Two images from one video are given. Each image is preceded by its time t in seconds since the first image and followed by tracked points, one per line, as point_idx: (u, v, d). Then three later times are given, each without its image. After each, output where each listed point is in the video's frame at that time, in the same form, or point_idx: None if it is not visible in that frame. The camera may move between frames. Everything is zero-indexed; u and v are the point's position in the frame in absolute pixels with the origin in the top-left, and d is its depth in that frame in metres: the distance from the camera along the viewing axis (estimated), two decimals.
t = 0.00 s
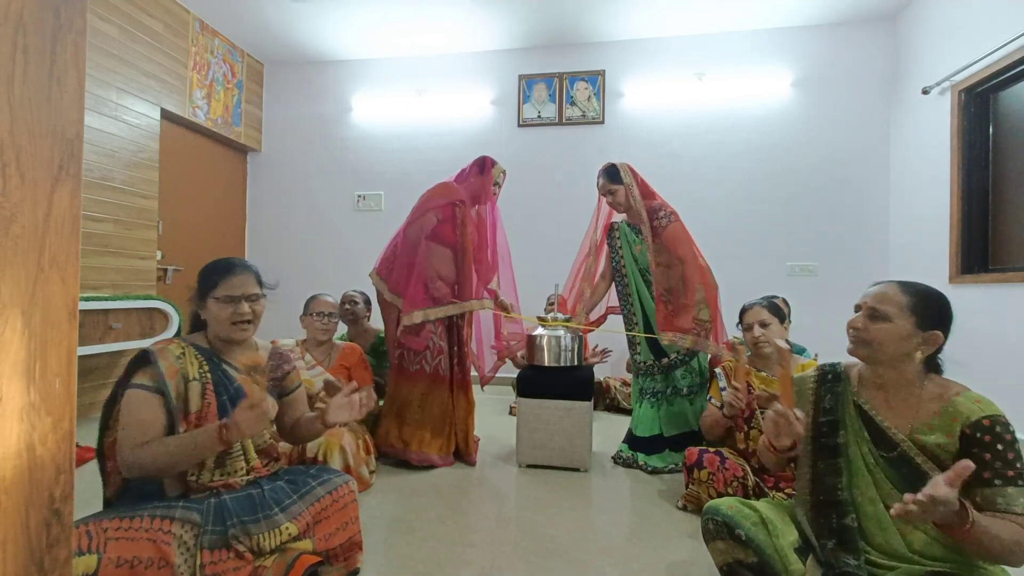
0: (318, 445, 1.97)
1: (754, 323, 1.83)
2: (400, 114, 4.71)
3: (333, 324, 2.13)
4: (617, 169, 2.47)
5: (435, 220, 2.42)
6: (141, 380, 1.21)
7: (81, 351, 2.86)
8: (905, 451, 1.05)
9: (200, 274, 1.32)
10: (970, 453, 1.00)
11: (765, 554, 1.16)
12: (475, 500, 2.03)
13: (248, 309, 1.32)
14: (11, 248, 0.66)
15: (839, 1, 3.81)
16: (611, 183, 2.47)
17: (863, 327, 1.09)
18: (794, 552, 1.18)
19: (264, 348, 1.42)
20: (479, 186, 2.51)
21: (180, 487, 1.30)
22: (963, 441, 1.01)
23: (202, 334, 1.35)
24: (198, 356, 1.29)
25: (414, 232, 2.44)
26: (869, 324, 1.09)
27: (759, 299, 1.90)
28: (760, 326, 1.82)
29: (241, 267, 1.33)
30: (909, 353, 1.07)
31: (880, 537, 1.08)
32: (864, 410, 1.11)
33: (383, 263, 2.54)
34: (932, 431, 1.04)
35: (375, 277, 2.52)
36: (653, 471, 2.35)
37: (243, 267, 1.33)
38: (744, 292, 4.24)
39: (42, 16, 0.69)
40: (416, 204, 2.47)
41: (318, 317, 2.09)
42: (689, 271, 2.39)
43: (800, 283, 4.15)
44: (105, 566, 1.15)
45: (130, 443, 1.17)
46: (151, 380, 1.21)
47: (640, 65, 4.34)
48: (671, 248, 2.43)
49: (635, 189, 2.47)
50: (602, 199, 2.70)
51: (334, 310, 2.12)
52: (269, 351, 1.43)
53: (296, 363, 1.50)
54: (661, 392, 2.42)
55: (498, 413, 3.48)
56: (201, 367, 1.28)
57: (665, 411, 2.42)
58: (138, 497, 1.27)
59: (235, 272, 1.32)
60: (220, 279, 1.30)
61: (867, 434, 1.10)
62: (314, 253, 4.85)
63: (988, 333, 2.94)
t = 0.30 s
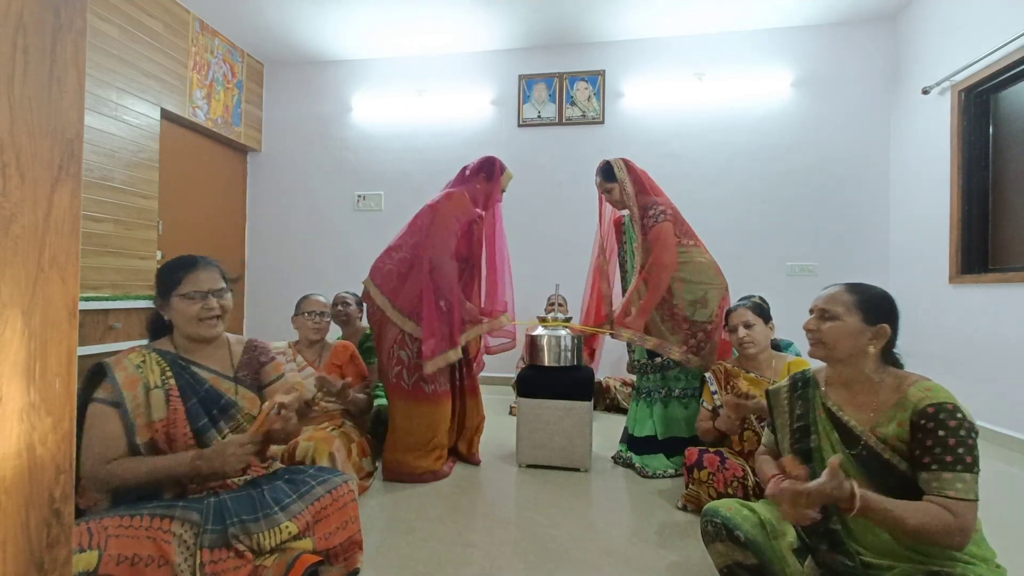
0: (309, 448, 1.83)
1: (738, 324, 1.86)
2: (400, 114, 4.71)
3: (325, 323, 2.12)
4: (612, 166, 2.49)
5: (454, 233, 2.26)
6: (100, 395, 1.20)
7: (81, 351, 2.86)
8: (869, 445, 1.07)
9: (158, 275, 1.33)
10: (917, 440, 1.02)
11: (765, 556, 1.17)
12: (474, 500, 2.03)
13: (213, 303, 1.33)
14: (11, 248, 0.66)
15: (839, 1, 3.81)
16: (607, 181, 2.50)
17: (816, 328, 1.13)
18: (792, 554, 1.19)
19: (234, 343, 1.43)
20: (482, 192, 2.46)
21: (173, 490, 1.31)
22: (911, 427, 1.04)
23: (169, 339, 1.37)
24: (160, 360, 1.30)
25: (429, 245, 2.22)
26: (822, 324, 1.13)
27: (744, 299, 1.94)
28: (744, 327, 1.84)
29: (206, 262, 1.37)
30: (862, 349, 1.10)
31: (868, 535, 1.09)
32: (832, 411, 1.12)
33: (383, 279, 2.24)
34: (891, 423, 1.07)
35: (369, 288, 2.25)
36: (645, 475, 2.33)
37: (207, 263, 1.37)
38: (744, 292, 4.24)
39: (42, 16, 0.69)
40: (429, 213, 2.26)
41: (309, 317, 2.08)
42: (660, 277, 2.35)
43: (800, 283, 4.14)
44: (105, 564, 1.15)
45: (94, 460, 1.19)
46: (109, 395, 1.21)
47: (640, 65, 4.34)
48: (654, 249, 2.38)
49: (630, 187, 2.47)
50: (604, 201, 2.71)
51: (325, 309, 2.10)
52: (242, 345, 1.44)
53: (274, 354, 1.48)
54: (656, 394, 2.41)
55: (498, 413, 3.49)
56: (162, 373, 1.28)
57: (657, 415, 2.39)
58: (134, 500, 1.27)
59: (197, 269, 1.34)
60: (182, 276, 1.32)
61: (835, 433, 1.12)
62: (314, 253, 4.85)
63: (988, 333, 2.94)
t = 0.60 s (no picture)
0: (317, 457, 1.84)
1: (730, 326, 1.85)
2: (400, 114, 4.71)
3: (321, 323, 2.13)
4: (604, 170, 2.48)
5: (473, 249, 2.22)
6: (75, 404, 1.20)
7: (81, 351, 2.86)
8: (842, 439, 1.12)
9: (135, 277, 1.33)
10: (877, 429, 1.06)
11: (765, 559, 1.16)
12: (474, 500, 2.03)
13: (195, 301, 1.33)
14: (11, 248, 0.66)
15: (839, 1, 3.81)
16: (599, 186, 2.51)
17: (788, 328, 1.17)
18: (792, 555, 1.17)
19: (217, 342, 1.42)
20: (490, 194, 2.37)
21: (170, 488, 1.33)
22: (871, 417, 1.09)
23: (151, 343, 1.36)
24: (137, 366, 1.29)
25: (449, 262, 2.17)
26: (791, 325, 1.16)
27: (737, 301, 1.93)
28: (736, 329, 1.83)
29: (186, 261, 1.37)
30: (830, 347, 1.14)
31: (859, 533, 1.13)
32: (808, 409, 1.17)
33: (393, 295, 2.13)
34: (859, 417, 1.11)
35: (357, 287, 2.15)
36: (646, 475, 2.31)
37: (188, 262, 1.37)
38: (744, 292, 4.24)
39: (42, 16, 0.69)
40: (446, 225, 2.19)
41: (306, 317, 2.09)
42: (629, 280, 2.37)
43: (801, 283, 4.14)
44: (107, 561, 1.14)
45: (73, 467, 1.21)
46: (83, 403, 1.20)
47: (640, 66, 4.34)
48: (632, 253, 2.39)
49: (618, 191, 2.48)
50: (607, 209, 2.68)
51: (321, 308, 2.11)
52: (225, 343, 1.43)
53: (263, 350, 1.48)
54: (649, 397, 2.41)
55: (498, 414, 3.49)
56: (138, 379, 1.27)
57: (649, 419, 2.40)
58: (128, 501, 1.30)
59: (175, 269, 1.34)
60: (161, 275, 1.32)
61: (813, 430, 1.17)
62: (314, 253, 4.85)
63: (988, 333, 2.94)
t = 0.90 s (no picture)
0: (317, 458, 1.83)
1: (737, 325, 1.84)
2: (400, 114, 4.71)
3: (318, 323, 2.11)
4: (600, 172, 2.49)
5: (479, 250, 2.21)
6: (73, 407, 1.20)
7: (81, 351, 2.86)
8: (835, 436, 1.13)
9: (132, 278, 1.32)
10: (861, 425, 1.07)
11: (765, 558, 1.17)
12: (474, 500, 2.03)
13: (192, 299, 1.33)
14: (11, 248, 0.67)
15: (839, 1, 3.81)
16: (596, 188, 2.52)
17: (786, 329, 1.17)
18: (790, 554, 1.18)
19: (216, 342, 1.42)
20: (492, 193, 2.35)
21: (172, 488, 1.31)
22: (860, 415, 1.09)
23: (149, 344, 1.36)
24: (134, 368, 1.28)
25: (453, 263, 2.15)
26: (790, 326, 1.16)
27: (743, 299, 1.93)
28: (743, 327, 1.83)
29: (184, 261, 1.36)
30: (829, 348, 1.14)
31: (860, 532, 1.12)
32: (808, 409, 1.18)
33: (396, 300, 2.10)
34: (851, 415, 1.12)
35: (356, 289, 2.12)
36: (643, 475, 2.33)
37: (186, 261, 1.36)
38: (744, 292, 4.24)
39: (42, 16, 0.69)
40: (450, 226, 2.17)
41: (305, 317, 2.07)
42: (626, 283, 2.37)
43: (800, 283, 4.15)
44: (107, 559, 1.15)
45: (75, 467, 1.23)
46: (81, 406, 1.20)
47: (640, 66, 4.34)
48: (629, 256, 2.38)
49: (615, 193, 2.48)
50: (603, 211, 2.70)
51: (319, 308, 2.09)
52: (223, 342, 1.43)
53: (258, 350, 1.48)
54: (648, 398, 2.41)
55: (498, 414, 3.49)
56: (135, 382, 1.26)
57: (649, 419, 2.39)
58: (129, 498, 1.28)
59: (171, 268, 1.33)
60: (157, 274, 1.30)
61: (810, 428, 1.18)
62: (314, 253, 4.85)
63: (988, 333, 2.95)
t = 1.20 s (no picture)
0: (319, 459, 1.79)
1: (755, 322, 1.85)
2: (400, 114, 4.71)
3: (321, 322, 2.10)
4: (604, 173, 2.49)
5: (472, 240, 2.21)
6: (91, 395, 1.19)
7: (81, 352, 2.87)
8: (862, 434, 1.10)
9: (156, 274, 1.34)
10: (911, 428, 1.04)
11: (765, 558, 1.16)
12: (475, 500, 2.03)
13: (211, 297, 1.34)
14: (12, 248, 0.67)
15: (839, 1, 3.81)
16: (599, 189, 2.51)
17: (817, 324, 1.14)
18: (790, 552, 1.19)
19: (227, 343, 1.42)
20: (488, 187, 2.36)
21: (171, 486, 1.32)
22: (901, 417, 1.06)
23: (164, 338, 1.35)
24: (151, 361, 1.28)
25: (445, 254, 2.16)
26: (822, 321, 1.14)
27: (759, 299, 1.92)
28: (761, 325, 1.84)
29: (207, 260, 1.37)
30: (859, 346, 1.12)
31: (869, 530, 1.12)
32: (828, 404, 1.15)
33: (393, 292, 2.12)
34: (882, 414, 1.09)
35: (357, 286, 2.13)
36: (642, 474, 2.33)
37: (208, 260, 1.37)
38: (744, 292, 4.24)
39: (42, 17, 0.69)
40: (440, 218, 2.18)
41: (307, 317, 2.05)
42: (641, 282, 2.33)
43: (800, 283, 4.15)
44: (107, 562, 1.14)
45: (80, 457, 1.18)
46: (99, 394, 1.20)
47: (640, 66, 4.34)
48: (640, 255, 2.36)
49: (619, 194, 2.49)
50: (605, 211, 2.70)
51: (321, 308, 2.08)
52: (234, 344, 1.42)
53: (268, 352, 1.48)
54: (650, 397, 2.42)
55: (498, 414, 3.49)
56: (153, 373, 1.27)
57: (650, 419, 2.41)
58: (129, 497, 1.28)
59: (192, 267, 1.34)
60: (179, 272, 1.33)
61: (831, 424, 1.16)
62: (314, 253, 4.85)
63: (987, 333, 2.95)
